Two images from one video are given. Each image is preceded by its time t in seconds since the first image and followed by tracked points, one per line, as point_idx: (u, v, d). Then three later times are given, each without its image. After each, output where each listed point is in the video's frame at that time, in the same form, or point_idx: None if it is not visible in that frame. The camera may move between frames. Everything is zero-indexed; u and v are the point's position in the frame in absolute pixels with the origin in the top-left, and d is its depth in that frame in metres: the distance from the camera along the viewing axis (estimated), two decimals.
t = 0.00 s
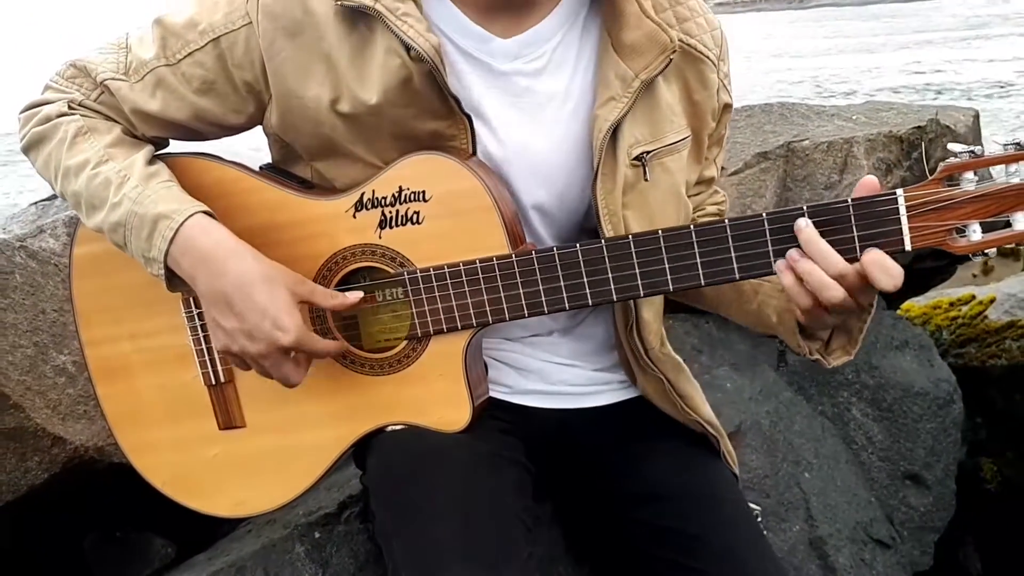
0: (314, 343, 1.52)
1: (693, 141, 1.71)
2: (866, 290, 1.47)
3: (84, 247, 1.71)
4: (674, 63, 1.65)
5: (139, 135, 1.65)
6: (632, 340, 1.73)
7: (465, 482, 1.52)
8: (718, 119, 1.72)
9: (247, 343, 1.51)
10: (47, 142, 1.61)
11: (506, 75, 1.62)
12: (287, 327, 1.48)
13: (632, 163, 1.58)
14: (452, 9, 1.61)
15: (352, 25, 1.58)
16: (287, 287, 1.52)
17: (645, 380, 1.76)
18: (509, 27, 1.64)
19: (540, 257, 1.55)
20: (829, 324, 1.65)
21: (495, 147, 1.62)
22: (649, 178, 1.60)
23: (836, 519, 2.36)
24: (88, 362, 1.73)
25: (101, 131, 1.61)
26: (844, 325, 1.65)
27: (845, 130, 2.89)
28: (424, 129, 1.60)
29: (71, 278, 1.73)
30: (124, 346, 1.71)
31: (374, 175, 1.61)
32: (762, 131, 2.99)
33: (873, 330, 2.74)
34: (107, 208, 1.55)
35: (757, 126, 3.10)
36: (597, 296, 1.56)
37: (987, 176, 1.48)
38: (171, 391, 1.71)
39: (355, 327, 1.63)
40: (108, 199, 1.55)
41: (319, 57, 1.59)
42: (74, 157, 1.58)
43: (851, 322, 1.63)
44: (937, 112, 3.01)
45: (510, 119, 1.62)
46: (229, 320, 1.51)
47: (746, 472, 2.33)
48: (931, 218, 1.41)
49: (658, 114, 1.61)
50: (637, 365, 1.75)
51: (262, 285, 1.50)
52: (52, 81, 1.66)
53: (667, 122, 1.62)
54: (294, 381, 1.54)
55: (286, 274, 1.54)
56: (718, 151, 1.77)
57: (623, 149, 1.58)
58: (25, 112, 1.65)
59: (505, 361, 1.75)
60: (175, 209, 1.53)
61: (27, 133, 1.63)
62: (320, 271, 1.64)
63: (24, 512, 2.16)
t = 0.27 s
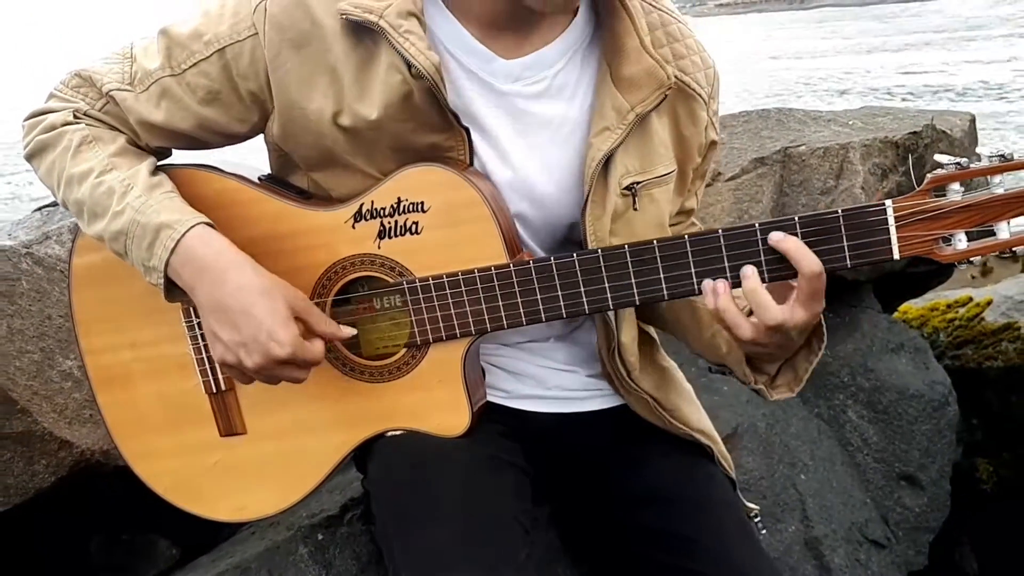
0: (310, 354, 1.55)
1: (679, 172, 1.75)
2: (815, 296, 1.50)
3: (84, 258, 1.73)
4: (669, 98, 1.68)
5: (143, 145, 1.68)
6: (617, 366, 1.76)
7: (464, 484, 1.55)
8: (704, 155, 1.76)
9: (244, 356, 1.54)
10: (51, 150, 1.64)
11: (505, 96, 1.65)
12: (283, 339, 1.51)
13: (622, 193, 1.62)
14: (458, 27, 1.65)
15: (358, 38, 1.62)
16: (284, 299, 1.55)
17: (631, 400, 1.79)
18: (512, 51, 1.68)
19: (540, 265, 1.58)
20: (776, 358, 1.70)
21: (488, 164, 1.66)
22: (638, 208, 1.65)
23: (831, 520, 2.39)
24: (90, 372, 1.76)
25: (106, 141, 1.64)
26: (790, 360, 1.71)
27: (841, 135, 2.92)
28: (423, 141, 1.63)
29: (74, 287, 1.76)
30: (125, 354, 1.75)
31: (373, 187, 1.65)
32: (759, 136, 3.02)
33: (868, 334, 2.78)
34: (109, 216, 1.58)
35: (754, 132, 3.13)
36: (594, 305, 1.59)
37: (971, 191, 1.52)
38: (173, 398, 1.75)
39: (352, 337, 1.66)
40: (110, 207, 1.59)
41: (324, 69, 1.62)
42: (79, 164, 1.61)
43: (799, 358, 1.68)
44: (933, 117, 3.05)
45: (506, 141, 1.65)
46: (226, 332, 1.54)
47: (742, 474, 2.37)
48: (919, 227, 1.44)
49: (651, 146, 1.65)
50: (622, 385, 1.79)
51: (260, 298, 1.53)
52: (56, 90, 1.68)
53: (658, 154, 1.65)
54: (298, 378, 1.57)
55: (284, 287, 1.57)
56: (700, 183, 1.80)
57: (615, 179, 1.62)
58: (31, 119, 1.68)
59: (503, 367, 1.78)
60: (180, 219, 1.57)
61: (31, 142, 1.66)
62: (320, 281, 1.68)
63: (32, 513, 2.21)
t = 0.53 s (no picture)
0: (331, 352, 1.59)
1: (673, 168, 1.77)
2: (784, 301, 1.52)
3: (91, 268, 1.78)
4: (661, 94, 1.70)
5: (145, 160, 1.71)
6: (627, 360, 1.77)
7: (464, 487, 1.58)
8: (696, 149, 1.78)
9: (266, 357, 1.58)
10: (56, 168, 1.68)
11: (501, 100, 1.67)
12: (301, 338, 1.55)
13: (626, 187, 1.65)
14: (449, 34, 1.66)
15: (355, 49, 1.64)
16: (298, 301, 1.60)
17: (637, 396, 1.81)
18: (505, 52, 1.70)
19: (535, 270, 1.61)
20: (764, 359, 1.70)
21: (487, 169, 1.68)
22: (640, 202, 1.67)
23: (824, 522, 2.43)
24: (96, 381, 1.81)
25: (109, 157, 1.67)
26: (775, 361, 1.73)
27: (836, 141, 2.94)
28: (419, 151, 1.66)
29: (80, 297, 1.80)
30: (130, 363, 1.79)
31: (370, 197, 1.68)
32: (755, 142, 3.05)
33: (862, 338, 2.80)
34: (118, 233, 1.62)
35: (750, 137, 3.16)
36: (589, 309, 1.62)
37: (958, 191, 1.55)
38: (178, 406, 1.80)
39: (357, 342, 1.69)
40: (118, 224, 1.63)
41: (322, 82, 1.65)
42: (83, 184, 1.65)
43: (785, 359, 1.71)
44: (927, 123, 3.07)
45: (505, 143, 1.67)
46: (246, 336, 1.59)
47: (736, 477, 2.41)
48: (907, 231, 1.46)
49: (648, 142, 1.68)
50: (629, 381, 1.80)
51: (274, 301, 1.57)
52: (57, 110, 1.72)
53: (654, 147, 1.68)
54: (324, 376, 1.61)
55: (295, 290, 1.61)
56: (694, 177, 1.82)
57: (618, 174, 1.64)
58: (32, 140, 1.72)
59: (502, 372, 1.80)
60: (189, 231, 1.61)
61: (37, 161, 1.70)
62: (322, 288, 1.72)
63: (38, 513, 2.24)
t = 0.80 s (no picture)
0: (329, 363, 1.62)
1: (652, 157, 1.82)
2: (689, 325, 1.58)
3: (96, 280, 1.83)
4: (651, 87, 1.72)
5: (148, 174, 1.74)
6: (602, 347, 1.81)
7: (463, 491, 1.62)
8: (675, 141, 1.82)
9: (267, 365, 1.62)
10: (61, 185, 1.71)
11: (499, 103, 1.70)
12: (302, 347, 1.60)
13: (611, 178, 1.67)
14: (445, 41, 1.70)
15: (352, 62, 1.67)
16: (299, 310, 1.63)
17: (615, 379, 1.84)
18: (500, 54, 1.72)
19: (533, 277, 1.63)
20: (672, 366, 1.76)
21: (489, 170, 1.72)
22: (624, 193, 1.71)
23: (817, 524, 2.46)
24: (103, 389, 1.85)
25: (113, 172, 1.70)
26: (682, 367, 1.79)
27: (832, 148, 2.97)
28: (416, 160, 1.69)
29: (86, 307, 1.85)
30: (135, 372, 1.84)
31: (370, 206, 1.71)
32: (751, 149, 3.08)
33: (857, 342, 2.82)
34: (123, 246, 1.66)
35: (746, 144, 3.20)
36: (584, 313, 1.64)
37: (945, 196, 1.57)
38: (184, 413, 1.84)
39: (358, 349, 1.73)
40: (123, 238, 1.66)
41: (321, 94, 1.68)
42: (87, 199, 1.68)
43: (692, 369, 1.77)
44: (922, 131, 3.12)
45: (501, 146, 1.70)
46: (250, 346, 1.63)
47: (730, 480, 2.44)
48: (895, 235, 1.48)
49: (635, 133, 1.70)
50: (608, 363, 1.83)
51: (276, 312, 1.61)
52: (60, 127, 1.75)
53: (640, 140, 1.70)
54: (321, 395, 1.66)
55: (297, 298, 1.65)
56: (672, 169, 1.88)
57: (605, 166, 1.67)
58: (36, 157, 1.75)
59: (502, 378, 1.83)
60: (191, 243, 1.64)
61: (42, 177, 1.73)
62: (322, 297, 1.75)
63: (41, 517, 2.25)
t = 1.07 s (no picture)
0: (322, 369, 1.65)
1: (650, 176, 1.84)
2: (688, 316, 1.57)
3: (102, 288, 1.86)
4: (644, 105, 1.76)
5: (154, 185, 1.78)
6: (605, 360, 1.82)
7: (461, 494, 1.65)
8: (671, 158, 1.85)
9: (262, 369, 1.65)
10: (69, 197, 1.75)
11: (489, 116, 1.72)
12: (297, 352, 1.63)
13: (606, 195, 1.70)
14: (440, 55, 1.73)
15: (350, 75, 1.70)
16: (296, 316, 1.66)
17: (618, 396, 1.85)
18: (493, 69, 1.75)
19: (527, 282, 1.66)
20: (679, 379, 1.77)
21: (479, 183, 1.75)
22: (621, 210, 1.73)
23: (811, 526, 2.49)
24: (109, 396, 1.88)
25: (118, 183, 1.74)
26: (689, 386, 1.81)
27: (826, 157, 3.04)
28: (415, 170, 1.72)
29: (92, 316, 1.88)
30: (141, 378, 1.87)
31: (369, 214, 1.74)
32: (747, 157, 3.14)
33: (851, 347, 2.86)
34: (126, 253, 1.69)
35: (742, 152, 3.24)
36: (577, 316, 1.68)
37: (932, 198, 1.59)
38: (188, 418, 1.87)
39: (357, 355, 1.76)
40: (127, 245, 1.69)
41: (321, 105, 1.71)
42: (92, 208, 1.71)
43: (698, 387, 1.79)
44: (915, 140, 3.18)
45: (495, 159, 1.73)
46: (245, 350, 1.65)
47: (725, 483, 2.48)
48: (878, 236, 1.52)
49: (629, 152, 1.73)
50: (609, 380, 1.84)
51: (272, 317, 1.64)
52: (71, 141, 1.79)
53: (635, 157, 1.73)
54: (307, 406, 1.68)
55: (295, 304, 1.68)
56: (671, 187, 1.90)
57: (599, 183, 1.69)
58: (48, 168, 1.79)
59: (500, 384, 1.86)
60: (192, 251, 1.67)
61: (51, 189, 1.77)
62: (323, 304, 1.78)
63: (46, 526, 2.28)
